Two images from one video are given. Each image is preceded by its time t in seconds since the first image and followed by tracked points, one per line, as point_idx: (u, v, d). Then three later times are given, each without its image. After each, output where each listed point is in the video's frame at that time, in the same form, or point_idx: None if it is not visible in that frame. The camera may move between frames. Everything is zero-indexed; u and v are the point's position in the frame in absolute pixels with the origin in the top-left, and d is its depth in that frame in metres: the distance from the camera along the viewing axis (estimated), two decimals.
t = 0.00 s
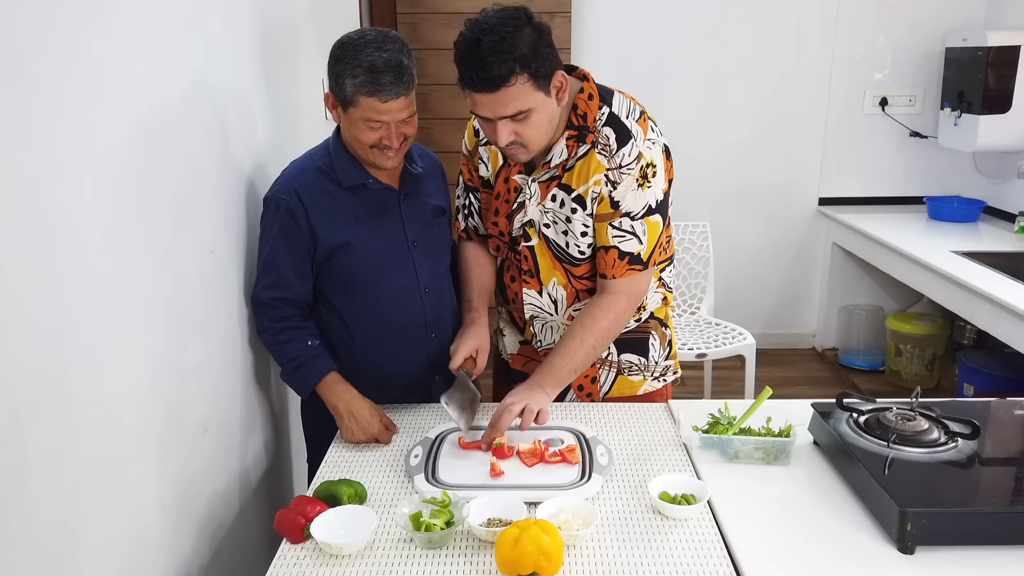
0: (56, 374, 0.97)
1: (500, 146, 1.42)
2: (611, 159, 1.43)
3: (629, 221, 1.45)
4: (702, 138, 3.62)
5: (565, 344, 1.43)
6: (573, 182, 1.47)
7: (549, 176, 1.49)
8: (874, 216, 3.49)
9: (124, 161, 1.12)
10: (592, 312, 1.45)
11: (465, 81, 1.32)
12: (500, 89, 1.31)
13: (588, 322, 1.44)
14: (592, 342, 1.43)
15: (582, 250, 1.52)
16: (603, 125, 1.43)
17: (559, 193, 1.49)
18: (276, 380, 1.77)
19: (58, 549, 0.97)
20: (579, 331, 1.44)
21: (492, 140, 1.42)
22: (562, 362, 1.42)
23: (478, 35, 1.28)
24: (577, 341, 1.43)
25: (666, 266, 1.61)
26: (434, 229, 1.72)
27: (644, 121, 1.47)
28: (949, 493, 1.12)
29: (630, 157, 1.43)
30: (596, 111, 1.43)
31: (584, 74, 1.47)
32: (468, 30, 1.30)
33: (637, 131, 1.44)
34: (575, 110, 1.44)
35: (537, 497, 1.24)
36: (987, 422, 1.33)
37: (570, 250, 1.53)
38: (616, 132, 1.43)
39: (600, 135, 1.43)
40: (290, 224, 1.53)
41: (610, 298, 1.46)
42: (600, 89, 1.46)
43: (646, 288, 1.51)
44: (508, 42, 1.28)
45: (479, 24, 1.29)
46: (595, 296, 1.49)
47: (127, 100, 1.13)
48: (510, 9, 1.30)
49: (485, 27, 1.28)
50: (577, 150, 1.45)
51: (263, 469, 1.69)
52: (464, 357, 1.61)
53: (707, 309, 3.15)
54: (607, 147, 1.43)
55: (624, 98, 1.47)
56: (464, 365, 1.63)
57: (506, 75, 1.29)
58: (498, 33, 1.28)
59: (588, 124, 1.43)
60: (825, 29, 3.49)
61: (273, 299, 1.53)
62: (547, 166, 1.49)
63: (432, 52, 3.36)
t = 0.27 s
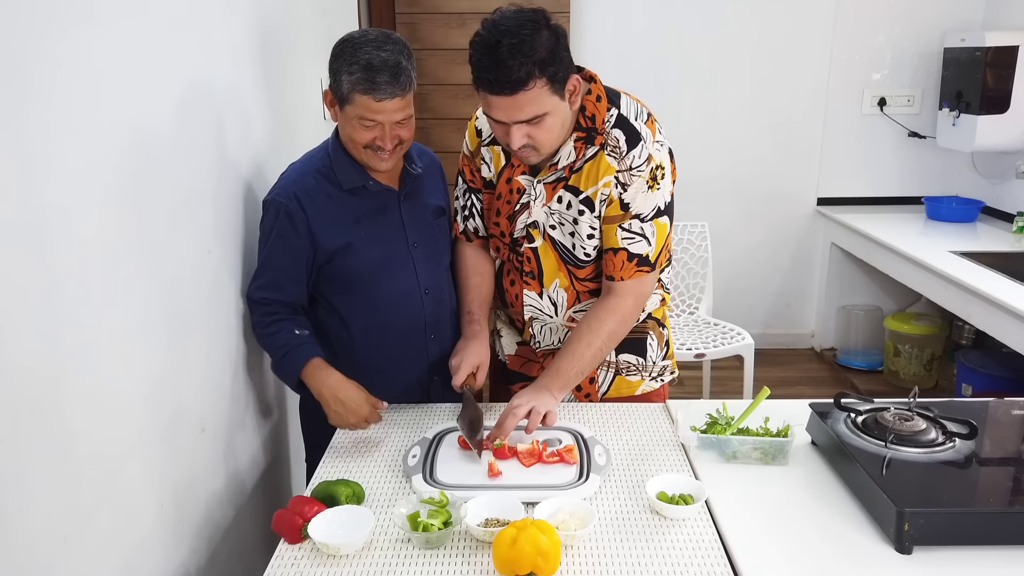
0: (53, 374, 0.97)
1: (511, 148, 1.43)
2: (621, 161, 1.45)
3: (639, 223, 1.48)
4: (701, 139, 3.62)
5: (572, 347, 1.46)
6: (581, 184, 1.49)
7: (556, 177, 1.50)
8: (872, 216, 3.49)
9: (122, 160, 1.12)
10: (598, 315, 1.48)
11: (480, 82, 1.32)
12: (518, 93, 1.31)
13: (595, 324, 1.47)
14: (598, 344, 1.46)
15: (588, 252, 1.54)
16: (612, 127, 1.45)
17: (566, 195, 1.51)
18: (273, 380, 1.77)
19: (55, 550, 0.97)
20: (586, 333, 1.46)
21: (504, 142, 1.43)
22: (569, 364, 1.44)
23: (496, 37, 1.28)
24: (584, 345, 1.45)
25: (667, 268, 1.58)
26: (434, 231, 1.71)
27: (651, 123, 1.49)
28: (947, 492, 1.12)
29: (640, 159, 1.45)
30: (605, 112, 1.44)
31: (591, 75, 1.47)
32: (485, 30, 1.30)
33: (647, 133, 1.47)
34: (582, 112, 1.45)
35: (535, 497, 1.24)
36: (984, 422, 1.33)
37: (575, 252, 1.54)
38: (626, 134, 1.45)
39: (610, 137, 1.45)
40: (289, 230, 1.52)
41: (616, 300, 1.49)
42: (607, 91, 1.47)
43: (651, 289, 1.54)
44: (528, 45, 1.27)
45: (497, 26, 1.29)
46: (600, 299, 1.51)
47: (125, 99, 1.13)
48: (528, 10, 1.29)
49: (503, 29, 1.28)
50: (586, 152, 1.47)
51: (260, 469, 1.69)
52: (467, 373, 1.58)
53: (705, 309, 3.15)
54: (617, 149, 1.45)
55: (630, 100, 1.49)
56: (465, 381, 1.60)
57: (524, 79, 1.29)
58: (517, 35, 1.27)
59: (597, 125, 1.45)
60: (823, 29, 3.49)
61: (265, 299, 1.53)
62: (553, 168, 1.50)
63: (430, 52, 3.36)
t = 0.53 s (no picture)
0: (51, 375, 0.97)
1: (517, 145, 1.43)
2: (627, 161, 1.47)
3: (643, 223, 1.48)
4: (699, 139, 3.63)
5: (570, 345, 1.46)
6: (585, 183, 1.50)
7: (559, 176, 1.52)
8: (870, 216, 3.50)
9: (120, 160, 1.12)
10: (597, 314, 1.48)
11: (490, 77, 1.33)
12: (528, 90, 1.32)
13: (594, 322, 1.47)
14: (598, 343, 1.46)
15: (590, 252, 1.54)
16: (619, 126, 1.46)
17: (569, 193, 1.52)
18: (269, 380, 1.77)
19: (51, 550, 0.97)
20: (584, 332, 1.46)
21: (510, 138, 1.44)
22: (568, 362, 1.44)
23: (508, 32, 1.29)
24: (583, 343, 1.45)
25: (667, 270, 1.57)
26: (434, 232, 1.72)
27: (656, 125, 1.51)
28: (943, 493, 1.13)
29: (646, 159, 1.47)
30: (612, 111, 1.46)
31: (597, 75, 1.49)
32: (497, 24, 1.31)
33: (652, 134, 1.48)
34: (589, 111, 1.47)
35: (532, 498, 1.24)
36: (980, 422, 1.33)
37: (577, 252, 1.55)
38: (632, 134, 1.46)
39: (616, 137, 1.46)
40: (292, 232, 1.50)
41: (617, 300, 1.49)
42: (613, 91, 1.49)
43: (652, 290, 1.54)
44: (540, 41, 1.28)
45: (510, 20, 1.29)
46: (601, 298, 1.51)
47: (122, 99, 1.13)
48: (540, 7, 1.30)
49: (516, 24, 1.29)
50: (591, 151, 1.48)
51: (257, 469, 1.69)
52: (465, 374, 1.57)
53: (703, 309, 3.15)
54: (623, 149, 1.47)
55: (636, 102, 1.51)
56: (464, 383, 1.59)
57: (536, 75, 1.30)
58: (530, 31, 1.28)
59: (603, 125, 1.47)
60: (821, 30, 3.50)
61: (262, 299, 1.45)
62: (557, 166, 1.51)
63: (429, 53, 3.36)
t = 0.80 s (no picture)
0: (47, 375, 0.97)
1: (519, 143, 1.43)
2: (629, 160, 1.47)
3: (643, 224, 1.48)
4: (697, 139, 3.63)
5: (569, 347, 1.46)
6: (586, 182, 1.50)
7: (560, 174, 1.52)
8: (868, 216, 3.50)
9: (115, 160, 1.12)
10: (596, 315, 1.48)
11: (493, 74, 1.33)
12: (532, 88, 1.32)
13: (593, 323, 1.47)
14: (597, 345, 1.46)
15: (590, 252, 1.54)
16: (621, 126, 1.47)
17: (570, 192, 1.52)
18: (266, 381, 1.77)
19: (47, 551, 0.96)
20: (582, 334, 1.46)
21: (512, 136, 1.43)
22: (567, 364, 1.44)
23: (512, 30, 1.29)
24: (581, 345, 1.45)
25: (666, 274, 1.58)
26: (433, 234, 1.72)
27: (658, 125, 1.51)
28: (940, 492, 1.13)
29: (647, 160, 1.47)
30: (614, 112, 1.46)
31: (601, 73, 1.49)
32: (501, 22, 1.31)
33: (655, 134, 1.49)
34: (592, 110, 1.47)
35: (530, 497, 1.24)
36: (977, 422, 1.34)
37: (578, 251, 1.55)
38: (635, 134, 1.46)
39: (618, 137, 1.47)
40: (304, 235, 1.46)
41: (615, 301, 1.49)
42: (617, 92, 1.49)
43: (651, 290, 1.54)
44: (545, 39, 1.28)
45: (514, 18, 1.30)
46: (600, 299, 1.52)
47: (117, 99, 1.13)
48: (546, 5, 1.30)
49: (521, 22, 1.29)
50: (593, 150, 1.48)
51: (254, 469, 1.69)
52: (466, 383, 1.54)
53: (701, 309, 3.15)
54: (625, 149, 1.47)
55: (639, 103, 1.51)
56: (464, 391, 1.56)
57: (540, 75, 1.30)
58: (536, 29, 1.28)
59: (606, 124, 1.47)
60: (819, 30, 3.50)
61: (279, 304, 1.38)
62: (558, 165, 1.51)
63: (426, 53, 3.36)
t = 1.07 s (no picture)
0: (43, 376, 0.96)
1: (522, 135, 1.42)
2: (631, 155, 1.47)
3: (644, 218, 1.48)
4: (696, 139, 3.63)
5: (568, 348, 1.46)
6: (589, 177, 1.50)
7: (563, 169, 1.51)
8: (866, 216, 3.50)
9: (113, 160, 1.11)
10: (595, 314, 1.48)
11: (498, 64, 1.32)
12: (535, 79, 1.31)
13: (591, 323, 1.47)
14: (595, 345, 1.46)
15: (593, 246, 1.54)
16: (624, 121, 1.46)
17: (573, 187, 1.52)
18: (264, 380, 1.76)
19: (43, 551, 0.96)
20: (581, 333, 1.46)
21: (515, 129, 1.43)
22: (565, 366, 1.44)
23: (518, 19, 1.29)
24: (580, 346, 1.45)
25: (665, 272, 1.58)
26: (433, 236, 1.72)
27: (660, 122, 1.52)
28: (938, 492, 1.13)
29: (650, 154, 1.47)
30: (618, 107, 1.46)
31: (606, 70, 1.49)
32: (507, 12, 1.30)
33: (657, 130, 1.49)
34: (596, 105, 1.47)
35: (528, 497, 1.24)
36: (974, 422, 1.34)
37: (581, 245, 1.55)
38: (638, 129, 1.47)
39: (621, 131, 1.47)
40: (302, 238, 1.45)
41: (614, 299, 1.49)
42: (620, 88, 1.49)
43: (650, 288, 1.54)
44: (549, 30, 1.28)
45: (520, 9, 1.29)
46: (599, 298, 1.52)
47: (115, 98, 1.13)
48: None
49: (527, 12, 1.29)
50: (596, 145, 1.48)
51: (251, 469, 1.69)
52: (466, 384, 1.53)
53: (699, 309, 3.15)
54: (627, 144, 1.47)
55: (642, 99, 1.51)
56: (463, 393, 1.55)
57: (544, 64, 1.30)
58: (540, 19, 1.28)
59: (609, 119, 1.47)
60: (817, 30, 3.50)
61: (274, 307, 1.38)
62: (561, 160, 1.51)
63: (424, 52, 3.36)
